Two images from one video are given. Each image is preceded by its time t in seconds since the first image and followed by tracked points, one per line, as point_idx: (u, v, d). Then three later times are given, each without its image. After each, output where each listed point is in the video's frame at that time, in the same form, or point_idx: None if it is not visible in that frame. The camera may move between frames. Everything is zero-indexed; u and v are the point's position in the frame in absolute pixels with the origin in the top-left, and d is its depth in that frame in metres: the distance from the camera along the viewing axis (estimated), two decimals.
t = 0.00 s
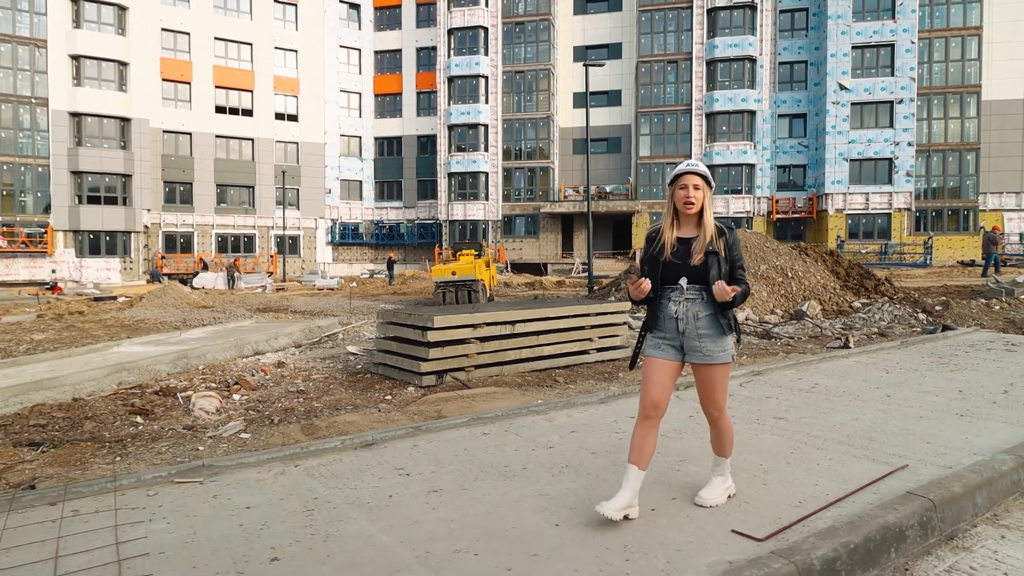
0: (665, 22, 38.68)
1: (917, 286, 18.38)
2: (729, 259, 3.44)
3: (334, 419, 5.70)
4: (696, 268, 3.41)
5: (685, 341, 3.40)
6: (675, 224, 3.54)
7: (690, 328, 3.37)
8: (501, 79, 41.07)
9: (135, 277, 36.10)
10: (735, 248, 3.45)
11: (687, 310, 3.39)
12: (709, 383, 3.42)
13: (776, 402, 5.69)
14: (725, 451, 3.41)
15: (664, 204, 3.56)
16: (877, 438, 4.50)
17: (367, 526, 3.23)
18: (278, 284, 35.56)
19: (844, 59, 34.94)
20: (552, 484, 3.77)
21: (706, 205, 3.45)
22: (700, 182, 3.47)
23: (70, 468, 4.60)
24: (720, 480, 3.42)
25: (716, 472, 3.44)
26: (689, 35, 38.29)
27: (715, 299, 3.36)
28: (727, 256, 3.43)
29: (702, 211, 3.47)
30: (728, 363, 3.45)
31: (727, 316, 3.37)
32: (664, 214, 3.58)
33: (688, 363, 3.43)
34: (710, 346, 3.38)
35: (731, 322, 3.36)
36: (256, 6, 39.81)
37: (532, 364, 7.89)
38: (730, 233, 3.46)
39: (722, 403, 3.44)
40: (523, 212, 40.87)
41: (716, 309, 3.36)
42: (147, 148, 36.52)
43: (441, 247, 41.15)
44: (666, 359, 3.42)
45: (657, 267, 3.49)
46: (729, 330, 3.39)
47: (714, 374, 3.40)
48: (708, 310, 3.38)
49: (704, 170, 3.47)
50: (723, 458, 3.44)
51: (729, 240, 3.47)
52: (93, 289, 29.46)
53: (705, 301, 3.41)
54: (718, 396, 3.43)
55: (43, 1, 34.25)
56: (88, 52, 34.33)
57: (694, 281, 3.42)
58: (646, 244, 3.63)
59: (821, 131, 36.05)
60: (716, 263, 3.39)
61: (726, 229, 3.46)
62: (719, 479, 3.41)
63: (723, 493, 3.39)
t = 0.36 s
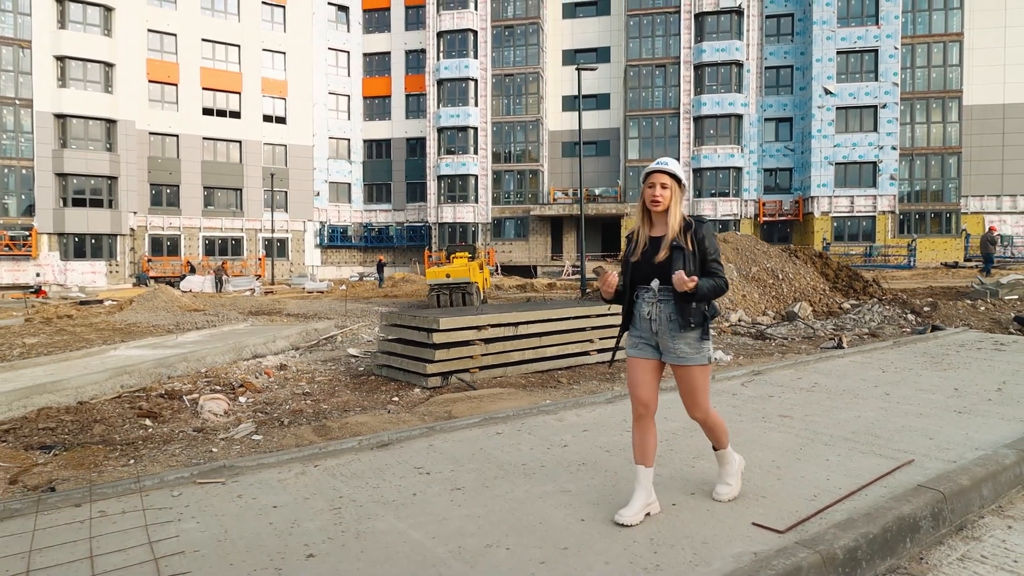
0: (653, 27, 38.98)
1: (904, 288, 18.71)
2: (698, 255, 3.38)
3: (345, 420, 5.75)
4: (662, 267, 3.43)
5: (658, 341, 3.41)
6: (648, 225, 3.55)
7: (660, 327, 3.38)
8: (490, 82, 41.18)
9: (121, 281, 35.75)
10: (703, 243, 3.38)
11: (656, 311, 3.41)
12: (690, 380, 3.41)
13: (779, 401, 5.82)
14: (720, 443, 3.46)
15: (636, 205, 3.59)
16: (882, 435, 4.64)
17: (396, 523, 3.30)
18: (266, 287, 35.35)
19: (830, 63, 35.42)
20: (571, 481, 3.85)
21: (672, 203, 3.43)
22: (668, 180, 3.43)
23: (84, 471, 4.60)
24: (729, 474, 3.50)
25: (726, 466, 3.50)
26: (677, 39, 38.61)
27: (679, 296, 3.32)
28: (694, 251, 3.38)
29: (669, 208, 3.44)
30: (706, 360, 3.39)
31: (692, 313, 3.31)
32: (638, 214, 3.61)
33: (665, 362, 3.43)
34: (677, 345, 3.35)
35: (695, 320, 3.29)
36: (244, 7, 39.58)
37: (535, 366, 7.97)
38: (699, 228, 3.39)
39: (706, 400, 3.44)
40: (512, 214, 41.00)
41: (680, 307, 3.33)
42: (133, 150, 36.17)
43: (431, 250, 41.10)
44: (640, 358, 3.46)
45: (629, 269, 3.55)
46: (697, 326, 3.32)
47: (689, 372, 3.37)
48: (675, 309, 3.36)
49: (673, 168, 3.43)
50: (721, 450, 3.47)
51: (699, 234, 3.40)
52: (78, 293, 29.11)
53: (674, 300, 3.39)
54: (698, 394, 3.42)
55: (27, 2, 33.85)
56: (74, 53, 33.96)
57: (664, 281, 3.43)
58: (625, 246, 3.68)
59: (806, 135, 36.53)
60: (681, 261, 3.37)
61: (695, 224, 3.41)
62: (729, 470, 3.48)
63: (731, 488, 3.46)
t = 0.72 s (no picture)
0: (642, 29, 39.18)
1: (892, 288, 18.98)
2: (689, 254, 3.33)
3: (353, 421, 5.78)
4: (653, 267, 3.38)
5: (653, 342, 3.38)
6: (639, 227, 3.54)
7: (652, 327, 3.35)
8: (480, 83, 41.19)
9: (107, 282, 35.36)
10: (695, 241, 3.32)
11: (648, 311, 3.38)
12: (671, 389, 3.25)
13: (780, 400, 5.92)
14: (695, 463, 3.27)
15: (627, 208, 3.58)
16: (885, 432, 4.74)
17: (419, 521, 3.34)
18: (255, 288, 35.11)
19: (817, 67, 35.86)
20: (587, 478, 3.91)
21: (662, 204, 3.42)
22: (659, 183, 3.43)
23: (95, 471, 4.59)
24: (697, 498, 3.20)
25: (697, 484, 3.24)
26: (667, 42, 38.83)
27: (670, 295, 3.29)
28: (685, 250, 3.32)
29: (658, 209, 3.42)
30: (697, 360, 3.30)
31: (683, 313, 3.26)
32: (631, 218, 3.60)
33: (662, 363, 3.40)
34: (670, 344, 3.31)
35: (687, 319, 3.25)
36: (232, 6, 39.30)
37: (537, 366, 8.02)
38: (689, 226, 3.35)
39: (682, 410, 3.23)
40: (503, 216, 41.05)
41: (672, 305, 3.28)
42: (120, 150, 35.77)
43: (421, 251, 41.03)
44: (637, 360, 3.46)
45: (622, 272, 3.55)
46: (690, 326, 3.27)
47: (677, 372, 3.29)
48: (668, 308, 3.31)
49: (664, 170, 3.43)
50: (693, 468, 3.28)
51: (690, 234, 3.35)
52: (64, 294, 28.75)
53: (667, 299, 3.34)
54: (682, 398, 3.25)
55: None
56: (59, 52, 33.51)
57: (654, 281, 3.40)
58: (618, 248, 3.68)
59: (794, 138, 36.93)
60: (671, 260, 3.31)
61: (684, 222, 3.36)
62: (699, 494, 3.20)
63: (699, 518, 3.14)
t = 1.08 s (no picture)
0: (633, 33, 39.40)
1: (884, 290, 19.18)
2: (701, 260, 3.30)
3: (362, 423, 5.79)
4: (664, 273, 3.35)
5: (660, 349, 3.36)
6: (649, 229, 3.51)
7: (660, 334, 3.31)
8: (472, 87, 41.22)
9: (97, 287, 35.06)
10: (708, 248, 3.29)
11: (657, 317, 3.34)
12: (670, 396, 3.22)
13: (785, 399, 6.00)
14: (663, 482, 3.04)
15: (638, 212, 3.54)
16: (893, 430, 4.81)
17: (442, 520, 3.36)
18: (247, 292, 34.89)
19: (806, 71, 36.21)
20: (602, 477, 3.95)
21: (676, 208, 3.38)
22: (671, 186, 3.38)
23: (107, 474, 4.57)
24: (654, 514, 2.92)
25: (651, 505, 2.97)
26: (657, 46, 39.06)
27: (682, 303, 3.27)
28: (698, 257, 3.29)
29: (671, 213, 3.39)
30: (702, 369, 3.27)
31: (695, 321, 3.25)
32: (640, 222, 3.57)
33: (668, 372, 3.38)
34: (678, 352, 3.29)
35: (699, 329, 3.23)
36: (222, 9, 39.12)
37: (540, 367, 8.05)
38: (703, 233, 3.33)
39: (684, 417, 3.17)
40: (495, 218, 41.06)
41: (682, 314, 3.25)
42: (109, 153, 35.48)
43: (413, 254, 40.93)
44: (642, 368, 3.45)
45: (627, 276, 3.49)
46: (701, 335, 3.25)
47: (685, 381, 3.24)
48: (677, 316, 3.29)
49: (675, 174, 3.38)
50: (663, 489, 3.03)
51: (704, 240, 3.32)
52: (53, 299, 28.45)
53: (676, 306, 3.31)
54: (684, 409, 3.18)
55: None
56: (48, 55, 33.24)
57: (665, 287, 3.36)
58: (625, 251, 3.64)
59: (784, 141, 37.25)
60: (685, 267, 3.28)
61: (699, 230, 3.33)
62: (654, 514, 2.93)
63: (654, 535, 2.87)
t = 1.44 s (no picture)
0: (626, 38, 39.61)
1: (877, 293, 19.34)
2: (712, 265, 3.13)
3: (368, 426, 5.78)
4: (671, 278, 3.17)
5: (663, 359, 3.18)
6: (660, 230, 3.32)
7: (665, 344, 3.14)
8: (465, 91, 41.27)
9: (87, 290, 34.75)
10: (720, 253, 3.13)
11: (663, 325, 3.17)
12: (674, 409, 3.06)
13: (789, 402, 6.06)
14: (672, 499, 2.91)
15: (650, 209, 3.36)
16: (898, 431, 4.88)
17: (461, 522, 3.37)
18: (239, 296, 34.70)
19: (797, 77, 36.54)
20: (616, 479, 3.96)
21: (689, 206, 3.21)
22: (687, 183, 3.21)
23: (116, 479, 4.54)
24: (665, 543, 2.83)
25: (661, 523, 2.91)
26: (650, 51, 39.28)
27: (690, 311, 3.09)
28: (709, 263, 3.13)
29: (685, 211, 3.21)
30: (710, 382, 3.09)
31: (704, 331, 3.06)
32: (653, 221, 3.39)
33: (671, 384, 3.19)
34: (684, 362, 3.10)
35: (708, 339, 3.04)
36: (214, 12, 38.99)
37: (542, 371, 8.08)
38: (715, 237, 3.16)
39: (691, 433, 3.00)
40: (488, 222, 41.07)
41: (688, 322, 3.08)
42: (100, 156, 35.25)
43: (406, 258, 40.83)
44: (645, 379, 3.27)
45: (634, 279, 3.32)
46: (710, 345, 3.06)
47: (689, 393, 3.07)
48: (683, 325, 3.12)
49: (691, 170, 3.22)
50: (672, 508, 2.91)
51: (716, 244, 3.15)
52: (42, 303, 28.20)
53: (682, 315, 3.15)
54: (692, 423, 3.03)
55: None
56: (39, 57, 33.01)
57: (672, 292, 3.18)
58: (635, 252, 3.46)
59: (775, 146, 37.53)
60: (695, 271, 3.10)
61: (711, 233, 3.16)
62: (664, 538, 2.85)
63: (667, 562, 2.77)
